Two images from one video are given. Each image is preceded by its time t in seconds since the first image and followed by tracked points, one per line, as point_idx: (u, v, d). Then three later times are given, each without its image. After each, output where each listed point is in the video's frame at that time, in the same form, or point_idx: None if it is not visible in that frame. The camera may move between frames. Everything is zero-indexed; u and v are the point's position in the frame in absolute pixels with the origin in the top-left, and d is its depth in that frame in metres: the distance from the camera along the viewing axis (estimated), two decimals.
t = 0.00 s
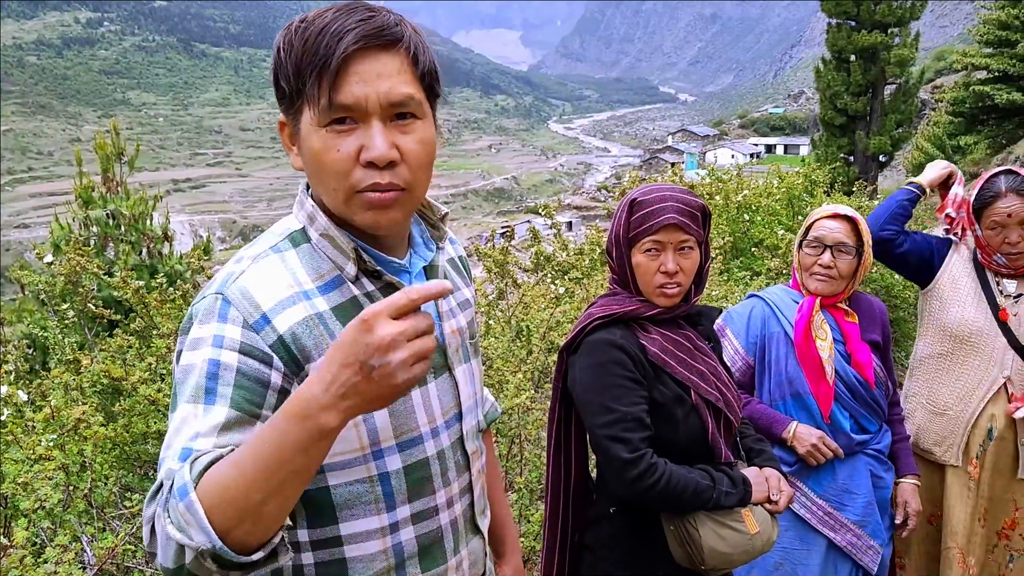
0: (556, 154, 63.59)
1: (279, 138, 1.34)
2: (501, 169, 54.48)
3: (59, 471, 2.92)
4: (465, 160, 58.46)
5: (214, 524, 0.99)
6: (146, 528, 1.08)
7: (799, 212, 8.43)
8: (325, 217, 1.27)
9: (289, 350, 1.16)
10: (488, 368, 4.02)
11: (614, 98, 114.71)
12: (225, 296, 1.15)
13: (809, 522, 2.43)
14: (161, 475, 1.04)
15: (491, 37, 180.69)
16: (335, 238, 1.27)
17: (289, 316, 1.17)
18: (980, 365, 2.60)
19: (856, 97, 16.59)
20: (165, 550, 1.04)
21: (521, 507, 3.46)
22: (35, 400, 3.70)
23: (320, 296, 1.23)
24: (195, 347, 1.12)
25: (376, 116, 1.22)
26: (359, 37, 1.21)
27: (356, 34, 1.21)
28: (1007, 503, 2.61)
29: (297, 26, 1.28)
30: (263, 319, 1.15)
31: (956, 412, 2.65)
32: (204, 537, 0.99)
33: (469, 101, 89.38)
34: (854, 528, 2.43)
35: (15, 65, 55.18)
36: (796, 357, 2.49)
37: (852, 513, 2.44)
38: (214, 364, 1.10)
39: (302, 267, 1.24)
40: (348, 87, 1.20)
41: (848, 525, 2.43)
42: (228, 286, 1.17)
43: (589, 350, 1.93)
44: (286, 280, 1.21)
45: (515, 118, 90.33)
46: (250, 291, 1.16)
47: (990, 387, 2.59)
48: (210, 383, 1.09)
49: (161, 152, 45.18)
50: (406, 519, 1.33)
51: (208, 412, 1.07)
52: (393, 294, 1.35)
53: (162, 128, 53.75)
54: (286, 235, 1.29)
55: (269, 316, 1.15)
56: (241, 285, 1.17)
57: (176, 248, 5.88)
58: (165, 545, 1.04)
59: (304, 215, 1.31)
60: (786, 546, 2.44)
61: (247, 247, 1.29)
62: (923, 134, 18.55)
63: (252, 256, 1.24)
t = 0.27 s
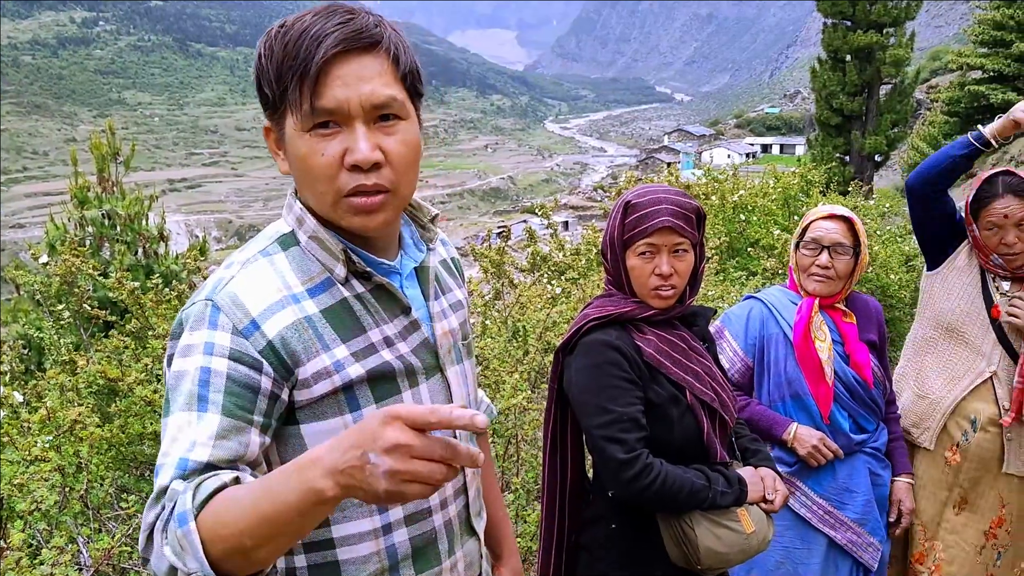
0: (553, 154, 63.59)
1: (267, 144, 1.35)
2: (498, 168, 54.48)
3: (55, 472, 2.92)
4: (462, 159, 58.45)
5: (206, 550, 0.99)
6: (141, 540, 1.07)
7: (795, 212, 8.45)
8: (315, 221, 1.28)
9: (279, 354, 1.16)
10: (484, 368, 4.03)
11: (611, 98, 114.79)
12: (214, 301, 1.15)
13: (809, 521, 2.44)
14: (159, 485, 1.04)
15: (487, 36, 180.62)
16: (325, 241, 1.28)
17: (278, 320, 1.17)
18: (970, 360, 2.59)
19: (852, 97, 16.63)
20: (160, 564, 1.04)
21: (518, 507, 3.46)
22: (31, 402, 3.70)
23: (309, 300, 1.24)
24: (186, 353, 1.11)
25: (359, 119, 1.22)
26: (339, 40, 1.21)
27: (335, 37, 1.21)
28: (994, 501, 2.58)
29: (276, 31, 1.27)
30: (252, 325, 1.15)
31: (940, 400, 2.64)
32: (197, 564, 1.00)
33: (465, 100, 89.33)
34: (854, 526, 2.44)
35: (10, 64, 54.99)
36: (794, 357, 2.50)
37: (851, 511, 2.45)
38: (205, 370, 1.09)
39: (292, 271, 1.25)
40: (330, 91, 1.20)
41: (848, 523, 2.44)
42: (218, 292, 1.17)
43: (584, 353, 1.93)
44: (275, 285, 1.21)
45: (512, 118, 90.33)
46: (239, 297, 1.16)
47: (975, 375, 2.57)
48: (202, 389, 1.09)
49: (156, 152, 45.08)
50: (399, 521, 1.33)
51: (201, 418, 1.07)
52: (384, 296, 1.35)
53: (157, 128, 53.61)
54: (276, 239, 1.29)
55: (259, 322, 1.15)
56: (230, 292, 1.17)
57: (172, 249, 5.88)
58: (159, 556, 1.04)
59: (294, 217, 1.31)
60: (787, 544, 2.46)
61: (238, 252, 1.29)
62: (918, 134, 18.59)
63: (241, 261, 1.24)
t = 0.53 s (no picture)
0: (549, 154, 63.62)
1: (263, 141, 1.36)
2: (494, 169, 54.48)
3: (51, 472, 2.92)
4: (459, 159, 58.44)
5: (198, 553, 1.00)
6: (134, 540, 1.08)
7: (792, 212, 8.46)
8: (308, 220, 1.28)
9: (272, 352, 1.16)
10: (481, 367, 4.03)
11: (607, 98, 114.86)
12: (207, 300, 1.16)
13: (808, 518, 2.46)
14: (153, 485, 1.05)
15: (484, 37, 180.62)
16: (318, 241, 1.28)
17: (271, 319, 1.18)
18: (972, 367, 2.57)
19: (848, 97, 16.66)
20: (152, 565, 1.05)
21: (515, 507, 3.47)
22: (27, 402, 3.70)
23: (302, 299, 1.24)
24: (180, 351, 1.12)
25: (353, 121, 1.22)
26: (336, 42, 1.22)
27: (332, 39, 1.22)
28: (1000, 502, 2.56)
29: (274, 29, 1.28)
30: (245, 323, 1.15)
31: (942, 409, 2.63)
32: (188, 567, 1.00)
33: (462, 100, 89.33)
34: (852, 524, 2.45)
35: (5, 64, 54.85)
36: (792, 356, 2.51)
37: (848, 509, 2.46)
38: (198, 369, 1.10)
39: (286, 270, 1.25)
40: (325, 93, 1.21)
41: (845, 520, 2.45)
42: (212, 291, 1.17)
43: (580, 353, 1.94)
44: (269, 284, 1.22)
45: (508, 118, 90.35)
46: (232, 296, 1.17)
47: (978, 384, 2.55)
48: (194, 388, 1.10)
49: (152, 152, 45.00)
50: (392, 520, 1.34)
51: (193, 418, 1.08)
52: (378, 296, 1.35)
53: (153, 128, 53.48)
54: (270, 238, 1.30)
55: (252, 320, 1.16)
56: (224, 290, 1.17)
57: (168, 249, 5.87)
58: (151, 554, 1.05)
59: (288, 216, 1.31)
60: (785, 542, 2.48)
61: (233, 252, 1.30)
62: (914, 135, 18.65)
63: (235, 260, 1.25)
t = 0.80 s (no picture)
0: (546, 154, 63.63)
1: (263, 142, 1.36)
2: (491, 169, 54.45)
3: (47, 475, 2.92)
4: (455, 159, 58.41)
5: (192, 555, 1.00)
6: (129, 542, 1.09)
7: (788, 212, 8.47)
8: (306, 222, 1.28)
9: (270, 354, 1.16)
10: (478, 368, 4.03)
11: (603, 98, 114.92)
12: (204, 301, 1.15)
13: (804, 519, 2.47)
14: (147, 486, 1.04)
15: (480, 37, 180.58)
16: (315, 242, 1.28)
17: (268, 320, 1.18)
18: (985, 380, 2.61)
19: (844, 97, 16.70)
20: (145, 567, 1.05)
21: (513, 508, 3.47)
22: (22, 404, 3.69)
23: (300, 301, 1.24)
24: (176, 353, 1.12)
25: (355, 122, 1.22)
26: (339, 43, 1.22)
27: (336, 40, 1.22)
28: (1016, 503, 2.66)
29: (277, 29, 1.28)
30: (242, 325, 1.15)
31: (960, 420, 2.63)
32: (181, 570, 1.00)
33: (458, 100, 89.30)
34: (849, 524, 2.46)
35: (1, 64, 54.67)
36: (787, 358, 2.52)
37: (845, 508, 2.47)
38: (194, 371, 1.10)
39: (283, 272, 1.25)
40: (327, 94, 1.21)
41: (842, 520, 2.46)
42: (209, 292, 1.17)
43: (578, 356, 1.95)
44: (266, 286, 1.22)
45: (505, 118, 90.33)
46: (229, 297, 1.17)
47: (993, 391, 2.59)
48: (190, 390, 1.09)
49: (148, 152, 44.88)
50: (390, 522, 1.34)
51: (190, 420, 1.08)
52: (376, 298, 1.35)
53: (149, 128, 53.34)
54: (267, 240, 1.30)
55: (249, 322, 1.16)
56: (221, 292, 1.17)
57: (164, 249, 5.85)
58: (145, 557, 1.04)
59: (286, 218, 1.31)
60: (783, 543, 2.49)
61: (228, 253, 1.30)
62: (910, 135, 18.68)
63: (233, 261, 1.25)
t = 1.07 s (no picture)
0: (543, 154, 63.64)
1: (267, 141, 1.31)
2: (488, 169, 54.43)
3: (46, 475, 2.93)
4: (452, 159, 58.37)
5: (210, 534, 1.02)
6: (134, 537, 1.09)
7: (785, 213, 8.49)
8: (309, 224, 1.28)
9: (270, 353, 1.16)
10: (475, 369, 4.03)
11: (600, 98, 114.88)
12: (204, 301, 1.16)
13: (804, 518, 2.47)
14: (151, 481, 1.05)
15: (477, 36, 180.51)
16: (316, 243, 1.28)
17: (268, 319, 1.18)
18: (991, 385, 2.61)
19: (841, 97, 16.73)
20: (153, 559, 1.05)
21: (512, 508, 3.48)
22: (20, 406, 3.68)
23: (299, 300, 1.24)
24: (176, 352, 1.12)
25: (388, 143, 1.23)
26: (382, 65, 1.20)
27: (377, 61, 1.20)
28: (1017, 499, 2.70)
29: (300, 34, 1.22)
30: (242, 324, 1.15)
31: (963, 421, 2.64)
32: (200, 551, 1.02)
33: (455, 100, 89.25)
34: (848, 522, 2.47)
35: None
36: (784, 358, 2.53)
37: (845, 507, 2.47)
38: (195, 369, 1.10)
39: (282, 272, 1.25)
40: (366, 115, 1.20)
41: (841, 518, 2.47)
42: (208, 292, 1.17)
43: (579, 359, 1.95)
44: (265, 285, 1.22)
45: (502, 117, 90.30)
46: (228, 297, 1.17)
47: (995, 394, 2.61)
48: (191, 389, 1.10)
49: (144, 152, 44.76)
50: (390, 522, 1.34)
51: (192, 418, 1.08)
52: (375, 297, 1.35)
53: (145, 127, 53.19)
54: (266, 241, 1.30)
55: (248, 321, 1.16)
56: (220, 291, 1.17)
57: (162, 250, 5.84)
58: (151, 553, 1.05)
59: (286, 219, 1.31)
60: (783, 542, 2.49)
61: (227, 254, 1.30)
62: (906, 135, 18.72)
63: (231, 262, 1.25)
